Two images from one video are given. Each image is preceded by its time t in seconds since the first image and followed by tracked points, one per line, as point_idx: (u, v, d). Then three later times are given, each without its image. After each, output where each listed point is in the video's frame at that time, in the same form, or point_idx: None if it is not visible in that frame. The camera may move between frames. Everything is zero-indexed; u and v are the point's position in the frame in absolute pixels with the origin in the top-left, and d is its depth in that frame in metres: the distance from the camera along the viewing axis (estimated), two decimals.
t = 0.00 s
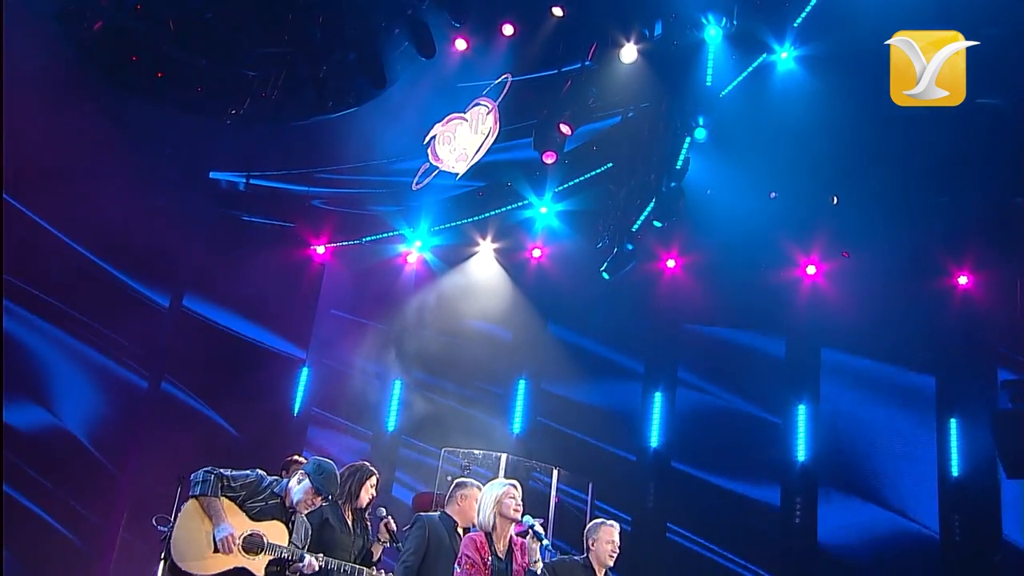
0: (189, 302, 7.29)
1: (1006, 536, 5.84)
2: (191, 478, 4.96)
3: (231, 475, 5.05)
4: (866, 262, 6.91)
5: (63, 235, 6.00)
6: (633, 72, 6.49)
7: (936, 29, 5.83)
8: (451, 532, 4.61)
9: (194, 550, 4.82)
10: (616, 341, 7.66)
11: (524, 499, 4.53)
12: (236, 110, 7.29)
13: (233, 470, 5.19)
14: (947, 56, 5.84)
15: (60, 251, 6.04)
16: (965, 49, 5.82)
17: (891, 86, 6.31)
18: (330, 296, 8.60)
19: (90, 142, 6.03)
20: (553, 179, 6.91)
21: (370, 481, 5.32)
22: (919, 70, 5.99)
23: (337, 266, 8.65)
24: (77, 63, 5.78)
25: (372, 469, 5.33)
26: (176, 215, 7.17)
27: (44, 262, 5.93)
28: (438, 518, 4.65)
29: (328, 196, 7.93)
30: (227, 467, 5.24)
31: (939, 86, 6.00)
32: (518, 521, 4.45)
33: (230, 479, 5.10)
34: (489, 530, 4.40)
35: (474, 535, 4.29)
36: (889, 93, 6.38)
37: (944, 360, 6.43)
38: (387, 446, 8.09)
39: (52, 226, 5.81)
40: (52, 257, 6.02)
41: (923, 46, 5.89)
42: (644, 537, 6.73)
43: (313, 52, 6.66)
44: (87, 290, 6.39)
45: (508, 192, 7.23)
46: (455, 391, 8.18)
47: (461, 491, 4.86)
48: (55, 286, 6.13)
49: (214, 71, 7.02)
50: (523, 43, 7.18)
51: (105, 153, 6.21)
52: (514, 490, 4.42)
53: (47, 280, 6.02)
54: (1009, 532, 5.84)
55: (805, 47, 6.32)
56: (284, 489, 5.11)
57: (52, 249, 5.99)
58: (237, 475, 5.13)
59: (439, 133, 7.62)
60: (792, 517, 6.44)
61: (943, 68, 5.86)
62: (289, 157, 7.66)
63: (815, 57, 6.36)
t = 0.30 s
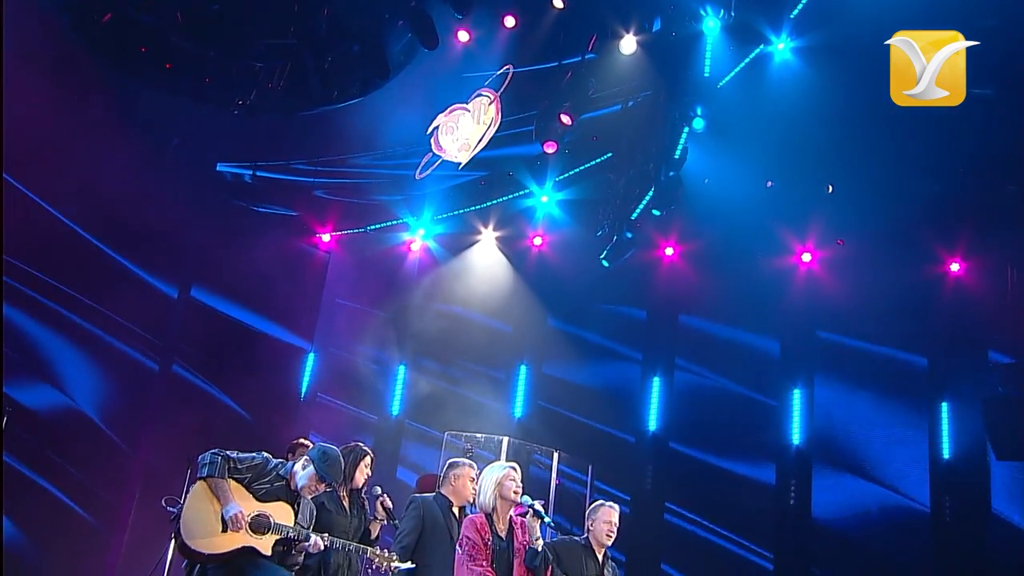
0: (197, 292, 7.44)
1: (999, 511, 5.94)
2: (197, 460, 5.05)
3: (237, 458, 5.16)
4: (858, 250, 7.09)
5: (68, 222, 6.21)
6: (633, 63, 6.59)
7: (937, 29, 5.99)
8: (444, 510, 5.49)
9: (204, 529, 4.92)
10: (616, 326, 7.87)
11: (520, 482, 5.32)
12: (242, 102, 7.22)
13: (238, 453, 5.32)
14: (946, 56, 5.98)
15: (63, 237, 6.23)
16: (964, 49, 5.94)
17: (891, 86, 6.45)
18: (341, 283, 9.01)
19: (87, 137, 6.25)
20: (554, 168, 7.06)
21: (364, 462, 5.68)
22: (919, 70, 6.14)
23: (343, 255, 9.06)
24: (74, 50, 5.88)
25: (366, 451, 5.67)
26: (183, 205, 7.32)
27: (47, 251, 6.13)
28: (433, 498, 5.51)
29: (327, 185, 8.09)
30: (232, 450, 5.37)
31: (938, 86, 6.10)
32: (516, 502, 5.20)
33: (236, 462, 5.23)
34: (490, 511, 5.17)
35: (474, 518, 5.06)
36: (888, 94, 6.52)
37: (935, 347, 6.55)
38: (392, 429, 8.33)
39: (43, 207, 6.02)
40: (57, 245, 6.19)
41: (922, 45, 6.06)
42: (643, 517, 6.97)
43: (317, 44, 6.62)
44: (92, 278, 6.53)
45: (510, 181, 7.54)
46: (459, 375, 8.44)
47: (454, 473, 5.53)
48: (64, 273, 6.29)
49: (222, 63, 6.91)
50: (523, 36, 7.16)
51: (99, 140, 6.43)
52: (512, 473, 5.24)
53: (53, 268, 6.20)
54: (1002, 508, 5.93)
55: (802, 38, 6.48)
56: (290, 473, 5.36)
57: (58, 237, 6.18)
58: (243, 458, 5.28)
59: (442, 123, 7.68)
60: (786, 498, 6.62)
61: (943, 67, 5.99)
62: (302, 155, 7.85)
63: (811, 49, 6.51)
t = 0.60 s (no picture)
0: (203, 289, 7.57)
1: (988, 491, 6.09)
2: (203, 449, 5.12)
3: (241, 445, 5.23)
4: (852, 243, 7.25)
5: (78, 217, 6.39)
6: (632, 59, 6.71)
7: (936, 29, 6.14)
8: (444, 500, 5.69)
9: (214, 514, 4.96)
10: (614, 318, 8.04)
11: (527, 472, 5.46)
12: (248, 97, 7.22)
13: (242, 441, 5.40)
14: (945, 56, 6.13)
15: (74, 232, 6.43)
16: (964, 49, 6.09)
17: (891, 86, 6.58)
18: (343, 276, 9.11)
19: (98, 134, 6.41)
20: (554, 162, 7.32)
21: (366, 447, 5.90)
22: (920, 69, 6.27)
23: (348, 247, 9.18)
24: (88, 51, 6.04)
25: (367, 436, 5.92)
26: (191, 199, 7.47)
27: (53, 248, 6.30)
28: (432, 487, 5.74)
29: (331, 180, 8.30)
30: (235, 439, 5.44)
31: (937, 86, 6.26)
32: (520, 489, 5.34)
33: (241, 450, 5.30)
34: (494, 496, 5.36)
35: (479, 502, 5.25)
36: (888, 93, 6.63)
37: (927, 336, 6.70)
38: (397, 418, 8.48)
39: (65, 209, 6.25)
40: (67, 239, 6.37)
41: (921, 45, 6.21)
42: (641, 501, 7.18)
43: (323, 37, 6.75)
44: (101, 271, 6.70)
45: (511, 174, 7.76)
46: (462, 365, 8.59)
47: (451, 460, 5.77)
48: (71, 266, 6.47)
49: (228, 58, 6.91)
50: (523, 32, 7.29)
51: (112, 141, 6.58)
52: (519, 462, 5.37)
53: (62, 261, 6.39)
54: (991, 487, 6.09)
55: (797, 34, 6.59)
56: (295, 456, 5.65)
57: (67, 232, 6.36)
58: (248, 446, 5.36)
59: (444, 118, 7.85)
60: (782, 484, 6.79)
61: (943, 67, 6.14)
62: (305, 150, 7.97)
63: (806, 44, 6.62)
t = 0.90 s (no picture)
0: (213, 282, 7.78)
1: (978, 467, 6.28)
2: (212, 434, 5.28)
3: (250, 430, 5.34)
4: (849, 232, 7.40)
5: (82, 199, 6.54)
6: (632, 52, 6.93)
7: (936, 30, 6.35)
8: (449, 483, 5.86)
9: (223, 496, 5.13)
10: (614, 306, 8.18)
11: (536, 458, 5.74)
12: (255, 90, 7.30)
13: (251, 426, 5.50)
14: (945, 56, 6.35)
15: (86, 223, 6.60)
16: (964, 49, 6.31)
17: (891, 86, 6.77)
18: (352, 266, 9.32)
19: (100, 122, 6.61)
20: (557, 153, 7.61)
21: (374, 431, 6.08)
22: (920, 69, 6.49)
23: (354, 237, 9.39)
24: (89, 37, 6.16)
25: (374, 421, 6.09)
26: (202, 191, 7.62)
27: (70, 235, 6.48)
28: (438, 472, 5.91)
29: (336, 176, 8.38)
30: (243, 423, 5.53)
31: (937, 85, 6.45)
32: (528, 475, 5.62)
33: (249, 435, 5.42)
34: (502, 479, 5.62)
35: (487, 486, 5.41)
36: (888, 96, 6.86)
37: (921, 323, 6.85)
38: (401, 404, 8.62)
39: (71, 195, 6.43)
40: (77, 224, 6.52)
41: (921, 45, 6.43)
42: (641, 484, 7.34)
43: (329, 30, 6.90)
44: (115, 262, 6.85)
45: (514, 165, 8.01)
46: (465, 353, 8.73)
47: (455, 445, 5.98)
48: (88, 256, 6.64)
49: (235, 53, 7.01)
50: (524, 27, 7.37)
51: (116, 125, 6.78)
52: (529, 449, 5.64)
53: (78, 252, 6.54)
54: (980, 464, 6.28)
55: (796, 27, 6.76)
56: (301, 444, 5.62)
57: (76, 220, 6.52)
58: (256, 431, 5.46)
59: (448, 110, 7.90)
60: (779, 469, 6.93)
61: (942, 67, 6.36)
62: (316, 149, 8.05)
63: (804, 37, 6.79)
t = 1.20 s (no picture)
0: (220, 275, 7.92)
1: (971, 450, 6.36)
2: (222, 419, 5.43)
3: (259, 414, 5.56)
4: (843, 222, 7.49)
5: (91, 188, 6.63)
6: (634, 45, 6.90)
7: (937, 30, 6.48)
8: (452, 467, 6.03)
9: (232, 478, 5.24)
10: (613, 295, 8.37)
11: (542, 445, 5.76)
12: (263, 82, 7.54)
13: (260, 412, 5.71)
14: (946, 57, 6.46)
15: (96, 214, 6.71)
16: (964, 50, 6.44)
17: (893, 86, 6.95)
18: (358, 257, 9.47)
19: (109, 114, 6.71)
20: (558, 145, 7.87)
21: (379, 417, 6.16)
22: (920, 69, 6.61)
23: (359, 228, 9.54)
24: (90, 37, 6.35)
25: (379, 407, 6.18)
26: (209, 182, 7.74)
27: (82, 226, 6.59)
28: (442, 456, 6.07)
29: (337, 168, 8.62)
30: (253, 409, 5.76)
31: (937, 85, 6.57)
32: (535, 460, 5.65)
33: (259, 420, 5.62)
34: (509, 464, 5.61)
35: (494, 469, 5.52)
36: (889, 94, 7.02)
37: (914, 311, 6.98)
38: (407, 390, 8.87)
39: (78, 181, 6.51)
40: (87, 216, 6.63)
41: (922, 46, 6.54)
42: (641, 467, 7.56)
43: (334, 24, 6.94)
44: (125, 252, 6.97)
45: (515, 156, 8.29)
46: (468, 342, 8.94)
47: (456, 429, 6.04)
48: (99, 246, 6.75)
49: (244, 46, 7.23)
50: (527, 19, 7.39)
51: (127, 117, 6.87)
52: (536, 436, 5.65)
53: (89, 243, 6.65)
54: (973, 446, 6.35)
55: (794, 19, 6.87)
56: (310, 428, 5.88)
57: (88, 211, 6.63)
58: (264, 416, 5.68)
59: (452, 103, 7.96)
60: (775, 454, 7.10)
61: (943, 68, 6.48)
62: (323, 144, 8.26)
63: (802, 29, 6.92)
